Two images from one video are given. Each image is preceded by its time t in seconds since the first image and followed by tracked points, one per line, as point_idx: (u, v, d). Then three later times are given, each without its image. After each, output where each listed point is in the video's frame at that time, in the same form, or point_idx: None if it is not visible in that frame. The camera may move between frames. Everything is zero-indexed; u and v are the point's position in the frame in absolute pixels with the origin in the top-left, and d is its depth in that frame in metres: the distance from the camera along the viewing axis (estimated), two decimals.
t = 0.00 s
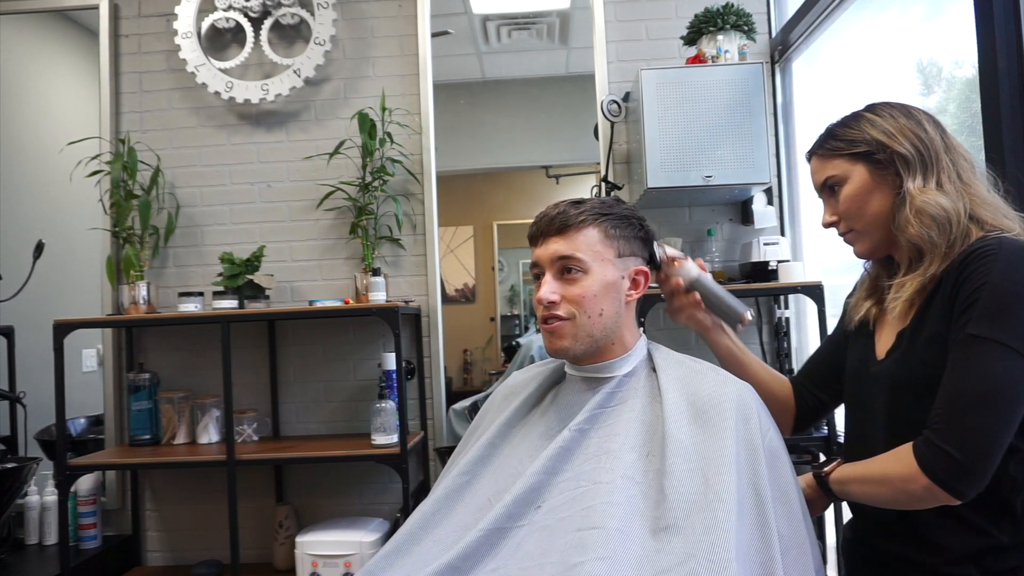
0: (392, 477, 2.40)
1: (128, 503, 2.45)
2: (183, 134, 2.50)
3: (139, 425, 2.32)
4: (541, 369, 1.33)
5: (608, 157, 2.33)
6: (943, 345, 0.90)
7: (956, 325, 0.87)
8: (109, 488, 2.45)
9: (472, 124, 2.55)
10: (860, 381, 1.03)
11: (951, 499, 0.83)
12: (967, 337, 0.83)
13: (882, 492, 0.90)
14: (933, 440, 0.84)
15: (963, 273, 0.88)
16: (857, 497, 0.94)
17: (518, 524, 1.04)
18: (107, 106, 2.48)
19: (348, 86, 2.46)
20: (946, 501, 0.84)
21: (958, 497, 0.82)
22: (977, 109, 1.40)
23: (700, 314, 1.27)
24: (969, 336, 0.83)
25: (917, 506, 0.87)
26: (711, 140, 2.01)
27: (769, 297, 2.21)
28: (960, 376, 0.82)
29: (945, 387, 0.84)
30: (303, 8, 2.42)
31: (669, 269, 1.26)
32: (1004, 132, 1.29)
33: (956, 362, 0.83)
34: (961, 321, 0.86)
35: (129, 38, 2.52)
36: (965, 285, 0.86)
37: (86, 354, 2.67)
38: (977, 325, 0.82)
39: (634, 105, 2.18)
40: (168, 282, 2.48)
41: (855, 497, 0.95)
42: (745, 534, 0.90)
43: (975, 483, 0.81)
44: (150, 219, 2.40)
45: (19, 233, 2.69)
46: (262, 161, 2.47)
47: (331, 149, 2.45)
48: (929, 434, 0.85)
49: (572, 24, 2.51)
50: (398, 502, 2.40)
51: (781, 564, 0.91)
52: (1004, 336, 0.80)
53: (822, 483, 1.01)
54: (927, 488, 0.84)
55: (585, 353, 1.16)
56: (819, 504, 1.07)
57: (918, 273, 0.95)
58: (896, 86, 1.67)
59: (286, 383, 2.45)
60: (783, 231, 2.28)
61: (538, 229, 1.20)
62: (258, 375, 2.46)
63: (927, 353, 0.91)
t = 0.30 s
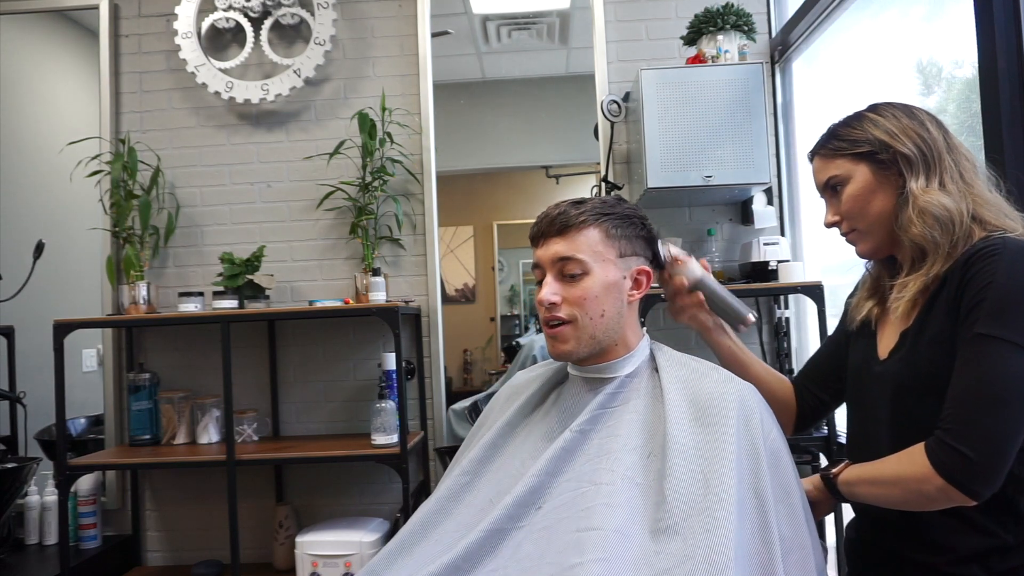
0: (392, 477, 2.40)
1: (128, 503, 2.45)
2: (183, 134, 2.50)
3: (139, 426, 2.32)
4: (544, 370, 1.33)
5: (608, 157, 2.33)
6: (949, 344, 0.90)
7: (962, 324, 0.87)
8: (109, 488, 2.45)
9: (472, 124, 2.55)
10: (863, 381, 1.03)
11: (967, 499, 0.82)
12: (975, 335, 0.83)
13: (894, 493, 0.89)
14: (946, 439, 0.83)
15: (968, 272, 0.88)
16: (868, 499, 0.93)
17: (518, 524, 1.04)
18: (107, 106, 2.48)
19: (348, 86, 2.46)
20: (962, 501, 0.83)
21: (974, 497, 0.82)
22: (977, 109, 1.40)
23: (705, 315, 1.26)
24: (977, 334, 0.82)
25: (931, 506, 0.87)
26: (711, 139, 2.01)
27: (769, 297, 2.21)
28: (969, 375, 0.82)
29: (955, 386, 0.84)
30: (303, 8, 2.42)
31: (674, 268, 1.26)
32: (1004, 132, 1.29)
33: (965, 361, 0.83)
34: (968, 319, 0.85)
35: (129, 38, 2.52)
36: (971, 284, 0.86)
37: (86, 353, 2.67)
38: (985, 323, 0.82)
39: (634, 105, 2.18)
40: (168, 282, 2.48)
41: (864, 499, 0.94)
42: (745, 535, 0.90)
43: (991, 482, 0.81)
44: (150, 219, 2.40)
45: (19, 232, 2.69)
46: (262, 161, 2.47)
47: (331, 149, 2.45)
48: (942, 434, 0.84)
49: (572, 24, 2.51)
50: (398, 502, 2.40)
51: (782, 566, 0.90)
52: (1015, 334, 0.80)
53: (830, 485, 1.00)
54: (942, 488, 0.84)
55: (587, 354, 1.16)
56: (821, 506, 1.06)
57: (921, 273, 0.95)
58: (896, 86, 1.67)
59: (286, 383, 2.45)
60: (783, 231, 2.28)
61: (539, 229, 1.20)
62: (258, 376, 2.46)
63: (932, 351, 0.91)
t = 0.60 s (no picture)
0: (392, 477, 2.40)
1: (127, 503, 2.45)
2: (183, 134, 2.50)
3: (139, 426, 2.32)
4: (547, 370, 1.33)
5: (608, 157, 2.34)
6: (956, 346, 0.89)
7: (970, 326, 0.86)
8: (110, 488, 2.45)
9: (473, 124, 2.55)
10: (865, 380, 1.03)
11: (988, 503, 0.82)
12: (986, 337, 0.82)
13: (911, 497, 0.88)
14: (964, 443, 0.82)
15: (974, 273, 0.88)
16: (883, 503, 0.92)
17: (518, 524, 1.05)
18: (107, 106, 2.48)
19: (348, 86, 2.46)
20: (984, 505, 0.82)
21: (996, 501, 0.81)
22: (977, 109, 1.40)
23: (705, 310, 1.27)
24: (988, 336, 0.82)
25: (949, 510, 0.86)
26: (711, 140, 2.01)
27: (769, 297, 2.21)
28: (982, 378, 0.81)
29: (969, 389, 0.83)
30: (303, 8, 2.42)
31: (678, 265, 1.27)
32: (1004, 132, 1.29)
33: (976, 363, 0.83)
34: (976, 321, 0.85)
35: (129, 38, 2.52)
36: (978, 285, 0.86)
37: (86, 354, 2.67)
38: (995, 325, 0.82)
39: (634, 105, 2.18)
40: (168, 282, 2.48)
41: (879, 503, 0.93)
42: (744, 538, 0.89)
43: (1013, 485, 0.80)
44: (150, 219, 2.40)
45: (19, 233, 2.69)
46: (262, 160, 2.47)
47: (331, 149, 2.45)
48: (959, 437, 0.83)
49: (572, 24, 2.51)
50: (398, 501, 2.40)
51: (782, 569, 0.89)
52: None
53: (841, 493, 0.99)
54: (963, 492, 0.83)
55: (589, 354, 1.16)
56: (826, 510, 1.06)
57: (923, 273, 0.95)
58: (896, 86, 1.67)
59: (285, 383, 2.45)
60: (783, 231, 2.28)
61: (542, 229, 1.20)
62: (258, 376, 2.46)
63: (935, 351, 0.91)
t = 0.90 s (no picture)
0: (392, 477, 2.40)
1: (128, 503, 2.45)
2: (182, 134, 2.50)
3: (139, 426, 2.32)
4: (552, 369, 1.33)
5: (608, 157, 2.34)
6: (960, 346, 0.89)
7: (977, 328, 0.86)
8: (110, 488, 2.45)
9: (472, 124, 2.55)
10: (867, 381, 1.03)
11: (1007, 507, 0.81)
12: (994, 338, 0.81)
13: (925, 499, 0.87)
14: (979, 445, 0.81)
15: (979, 274, 0.87)
16: (896, 504, 0.91)
17: (519, 523, 1.06)
18: (107, 106, 2.48)
19: (348, 86, 2.46)
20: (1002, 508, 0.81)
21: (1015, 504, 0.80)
22: (977, 109, 1.40)
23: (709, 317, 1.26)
24: (997, 337, 0.81)
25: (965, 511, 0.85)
26: (711, 140, 2.01)
27: (769, 297, 2.21)
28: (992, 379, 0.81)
29: (977, 391, 0.83)
30: (303, 8, 2.42)
31: (681, 270, 1.27)
32: (1004, 132, 1.29)
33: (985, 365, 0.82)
34: (983, 323, 0.84)
35: (129, 38, 2.52)
36: (984, 286, 0.85)
37: (86, 354, 2.67)
38: (1004, 326, 0.81)
39: (634, 105, 2.18)
40: (168, 282, 2.48)
41: (892, 505, 0.91)
42: (743, 541, 0.88)
43: None
44: (150, 219, 2.40)
45: (19, 233, 2.69)
46: (262, 161, 2.47)
47: (331, 149, 2.45)
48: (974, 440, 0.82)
49: (572, 24, 2.51)
50: (398, 501, 2.40)
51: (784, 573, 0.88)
52: None
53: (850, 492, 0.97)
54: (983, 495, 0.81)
55: (591, 354, 1.16)
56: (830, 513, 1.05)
57: (927, 273, 0.95)
58: (896, 86, 1.67)
59: (285, 383, 2.45)
60: (783, 231, 2.28)
61: (545, 228, 1.20)
62: (258, 376, 2.46)
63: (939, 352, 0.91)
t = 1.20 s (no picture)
0: (392, 477, 2.40)
1: (128, 503, 2.45)
2: (182, 134, 2.50)
3: (139, 425, 2.32)
4: (556, 369, 1.33)
5: (608, 157, 2.34)
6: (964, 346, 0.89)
7: (981, 330, 0.85)
8: (110, 488, 2.45)
9: (472, 124, 2.55)
10: (868, 380, 1.04)
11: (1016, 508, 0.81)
12: (999, 340, 0.81)
13: (933, 501, 0.86)
14: (987, 448, 0.80)
15: (982, 275, 0.87)
16: (906, 507, 0.90)
17: (520, 525, 1.06)
18: (107, 106, 2.48)
19: (348, 86, 2.46)
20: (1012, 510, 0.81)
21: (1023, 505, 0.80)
22: (977, 109, 1.39)
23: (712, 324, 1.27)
24: (1002, 339, 0.81)
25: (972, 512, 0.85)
26: (711, 140, 2.01)
27: (769, 297, 2.21)
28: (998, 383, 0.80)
29: (981, 394, 0.82)
30: (303, 8, 2.42)
31: (686, 276, 1.28)
32: (1003, 132, 1.29)
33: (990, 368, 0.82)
34: (987, 325, 0.84)
35: (129, 38, 2.52)
36: (988, 288, 0.85)
37: (86, 354, 2.67)
38: (1008, 328, 0.81)
39: (634, 105, 2.19)
40: (168, 282, 2.48)
41: (899, 506, 0.91)
42: (743, 543, 0.88)
43: None
44: (150, 219, 2.40)
45: (18, 233, 2.69)
46: (262, 161, 2.47)
47: (331, 149, 2.45)
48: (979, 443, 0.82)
49: (572, 24, 2.51)
50: (398, 502, 2.40)
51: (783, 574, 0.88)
52: None
53: (853, 491, 0.97)
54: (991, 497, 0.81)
55: (593, 353, 1.16)
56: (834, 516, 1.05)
57: (930, 273, 0.95)
58: (895, 87, 1.67)
59: (286, 383, 2.45)
60: (783, 231, 2.28)
61: (549, 228, 1.20)
62: (258, 376, 2.46)
63: (943, 349, 0.91)
